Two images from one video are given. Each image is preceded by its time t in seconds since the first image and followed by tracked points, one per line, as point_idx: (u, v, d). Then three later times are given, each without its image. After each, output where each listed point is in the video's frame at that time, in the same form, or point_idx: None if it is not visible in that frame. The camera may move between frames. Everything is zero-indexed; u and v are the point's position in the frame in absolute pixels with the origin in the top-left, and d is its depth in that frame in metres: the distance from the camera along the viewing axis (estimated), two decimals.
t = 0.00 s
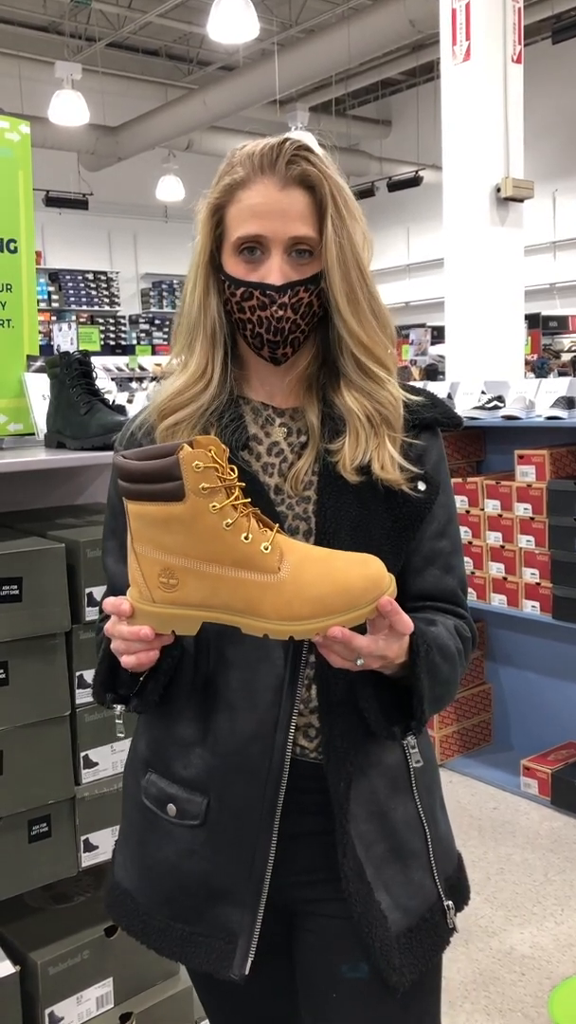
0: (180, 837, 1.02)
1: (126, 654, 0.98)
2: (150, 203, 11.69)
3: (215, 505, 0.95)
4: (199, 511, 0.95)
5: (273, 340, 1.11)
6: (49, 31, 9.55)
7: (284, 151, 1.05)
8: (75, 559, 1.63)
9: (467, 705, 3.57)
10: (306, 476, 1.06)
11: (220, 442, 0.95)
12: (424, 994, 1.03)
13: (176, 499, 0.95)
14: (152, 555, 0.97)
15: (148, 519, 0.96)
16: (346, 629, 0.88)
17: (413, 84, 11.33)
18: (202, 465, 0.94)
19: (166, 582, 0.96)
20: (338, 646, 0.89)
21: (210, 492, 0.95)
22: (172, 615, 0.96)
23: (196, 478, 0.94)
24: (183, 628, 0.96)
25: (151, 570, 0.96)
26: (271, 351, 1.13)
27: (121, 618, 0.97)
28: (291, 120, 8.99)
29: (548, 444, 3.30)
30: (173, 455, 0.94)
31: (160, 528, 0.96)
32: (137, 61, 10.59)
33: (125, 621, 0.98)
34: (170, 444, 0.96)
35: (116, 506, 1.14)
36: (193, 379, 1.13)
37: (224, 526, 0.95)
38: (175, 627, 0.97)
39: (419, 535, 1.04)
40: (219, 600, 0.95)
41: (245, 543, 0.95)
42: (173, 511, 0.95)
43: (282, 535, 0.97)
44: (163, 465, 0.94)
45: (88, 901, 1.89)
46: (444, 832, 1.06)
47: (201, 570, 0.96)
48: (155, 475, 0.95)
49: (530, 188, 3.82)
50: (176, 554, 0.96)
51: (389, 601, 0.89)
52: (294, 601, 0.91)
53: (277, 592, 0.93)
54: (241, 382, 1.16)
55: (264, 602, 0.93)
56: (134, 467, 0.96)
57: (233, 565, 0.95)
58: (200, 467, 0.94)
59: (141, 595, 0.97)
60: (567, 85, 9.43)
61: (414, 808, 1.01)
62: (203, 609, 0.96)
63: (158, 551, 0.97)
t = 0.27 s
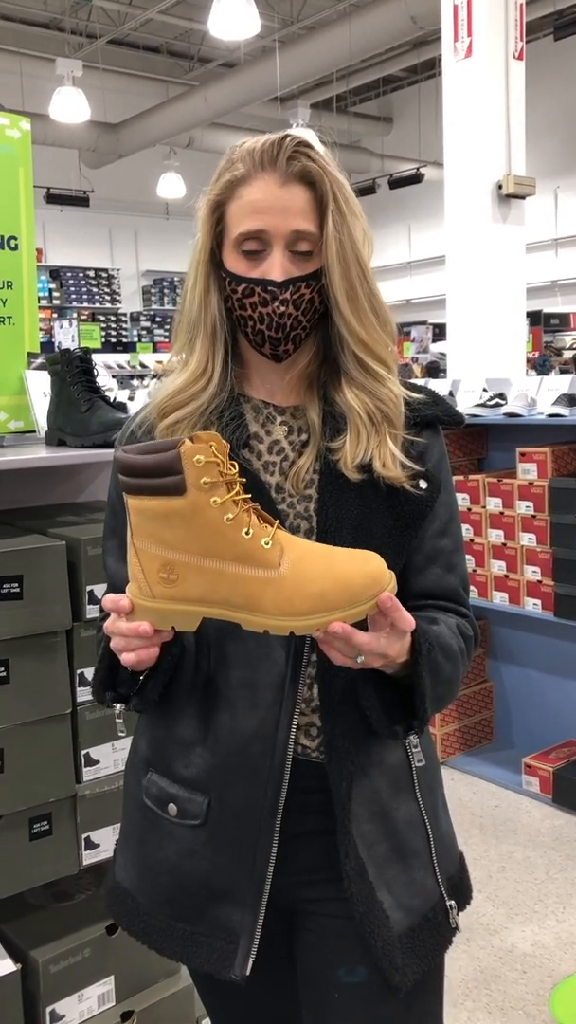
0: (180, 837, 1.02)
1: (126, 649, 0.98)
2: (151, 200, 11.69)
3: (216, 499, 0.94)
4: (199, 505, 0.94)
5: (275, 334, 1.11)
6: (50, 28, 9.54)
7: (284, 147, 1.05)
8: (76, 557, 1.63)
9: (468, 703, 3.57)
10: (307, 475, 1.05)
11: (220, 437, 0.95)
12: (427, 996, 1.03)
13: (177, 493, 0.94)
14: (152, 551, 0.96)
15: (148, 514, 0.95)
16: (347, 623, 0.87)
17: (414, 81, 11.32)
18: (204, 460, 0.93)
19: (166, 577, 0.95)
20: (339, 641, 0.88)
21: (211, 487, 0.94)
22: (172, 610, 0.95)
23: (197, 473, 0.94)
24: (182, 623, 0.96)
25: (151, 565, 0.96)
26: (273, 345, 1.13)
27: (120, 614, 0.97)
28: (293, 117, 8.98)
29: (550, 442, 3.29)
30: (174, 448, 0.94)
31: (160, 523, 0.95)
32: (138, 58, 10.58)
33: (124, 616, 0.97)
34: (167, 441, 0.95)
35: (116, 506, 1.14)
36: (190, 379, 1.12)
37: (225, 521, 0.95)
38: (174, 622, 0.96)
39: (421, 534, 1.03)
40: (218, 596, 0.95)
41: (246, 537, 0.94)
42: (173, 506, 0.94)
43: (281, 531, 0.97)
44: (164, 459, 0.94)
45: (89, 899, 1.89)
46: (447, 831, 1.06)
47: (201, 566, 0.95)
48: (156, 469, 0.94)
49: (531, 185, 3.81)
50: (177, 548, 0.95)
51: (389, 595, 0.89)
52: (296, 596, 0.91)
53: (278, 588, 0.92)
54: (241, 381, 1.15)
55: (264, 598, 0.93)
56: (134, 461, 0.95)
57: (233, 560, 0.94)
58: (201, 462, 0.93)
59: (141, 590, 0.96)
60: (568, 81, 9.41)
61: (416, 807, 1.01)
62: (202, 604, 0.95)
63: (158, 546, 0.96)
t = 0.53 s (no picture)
0: (182, 838, 1.01)
1: (128, 619, 0.93)
2: (152, 198, 11.68)
3: (224, 451, 0.97)
4: (208, 458, 0.97)
5: (281, 319, 1.10)
6: (52, 26, 9.54)
7: (288, 134, 1.05)
8: (77, 556, 1.62)
9: (470, 701, 3.57)
10: (308, 474, 1.05)
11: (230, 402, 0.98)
12: (430, 996, 1.02)
13: (188, 446, 0.97)
14: (159, 507, 0.98)
15: (158, 468, 0.98)
16: (349, 579, 0.85)
17: (416, 79, 11.31)
18: (215, 413, 0.96)
19: (172, 533, 0.96)
20: (340, 600, 0.87)
21: (220, 438, 0.97)
22: (176, 568, 0.95)
23: (207, 426, 0.97)
24: (184, 581, 0.96)
25: (157, 522, 0.97)
26: (280, 331, 1.11)
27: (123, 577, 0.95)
28: (294, 115, 8.98)
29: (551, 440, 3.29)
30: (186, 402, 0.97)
31: (168, 478, 0.98)
32: (139, 56, 10.57)
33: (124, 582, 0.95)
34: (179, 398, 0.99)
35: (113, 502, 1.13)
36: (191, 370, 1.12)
37: (233, 475, 0.97)
38: (176, 582, 0.96)
39: (422, 532, 1.02)
40: (224, 550, 0.96)
41: (252, 491, 0.97)
42: (182, 458, 0.97)
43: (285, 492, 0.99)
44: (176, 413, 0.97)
45: (91, 898, 1.89)
46: (449, 829, 1.06)
47: (207, 520, 0.97)
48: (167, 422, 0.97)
49: (533, 182, 3.81)
50: (185, 502, 0.98)
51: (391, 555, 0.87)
52: (300, 548, 0.93)
53: (283, 542, 0.94)
54: (240, 376, 1.15)
55: (269, 552, 0.94)
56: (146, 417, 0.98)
57: (239, 513, 0.97)
58: (212, 415, 0.96)
59: (145, 551, 0.97)
60: (569, 79, 9.41)
61: (419, 805, 1.00)
62: (206, 561, 0.96)
63: (166, 503, 0.98)
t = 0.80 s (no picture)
0: (181, 842, 1.01)
1: (126, 601, 0.94)
2: (152, 198, 11.68)
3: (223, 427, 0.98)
4: (206, 433, 0.98)
5: (275, 318, 1.10)
6: (52, 26, 9.53)
7: (286, 130, 1.05)
8: (78, 556, 1.62)
9: (471, 700, 3.57)
10: (307, 474, 1.07)
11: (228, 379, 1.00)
12: (431, 999, 1.02)
13: (186, 421, 0.98)
14: (156, 485, 0.98)
15: (155, 445, 0.98)
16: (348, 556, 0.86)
17: (416, 78, 11.30)
18: (213, 388, 0.98)
19: (170, 511, 0.97)
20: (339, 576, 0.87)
21: (218, 415, 0.98)
22: (175, 545, 0.95)
23: (205, 400, 0.98)
24: (183, 557, 0.96)
25: (154, 500, 0.97)
26: (274, 330, 1.11)
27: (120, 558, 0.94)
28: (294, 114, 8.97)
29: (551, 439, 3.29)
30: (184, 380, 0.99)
31: (165, 455, 0.98)
32: (139, 56, 10.57)
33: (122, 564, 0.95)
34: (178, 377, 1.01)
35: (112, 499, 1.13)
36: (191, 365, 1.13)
37: (231, 451, 0.98)
38: (174, 558, 0.96)
39: (422, 534, 1.02)
40: (222, 526, 0.97)
41: (251, 467, 0.98)
42: (181, 433, 0.98)
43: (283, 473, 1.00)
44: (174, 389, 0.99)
45: (91, 898, 1.89)
46: (451, 831, 1.05)
47: (206, 498, 0.98)
48: (165, 399, 0.98)
49: (533, 182, 3.80)
50: (183, 480, 0.98)
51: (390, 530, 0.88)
52: (299, 524, 0.94)
53: (282, 519, 0.95)
54: (239, 375, 1.15)
55: (268, 530, 0.95)
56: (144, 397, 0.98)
57: (237, 490, 0.98)
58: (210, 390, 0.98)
59: (142, 529, 0.96)
60: (568, 79, 9.41)
61: (420, 806, 1.00)
62: (204, 538, 0.97)
63: (162, 480, 0.98)
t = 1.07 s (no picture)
0: (174, 853, 1.01)
1: (116, 641, 0.96)
2: (152, 199, 11.68)
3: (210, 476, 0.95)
4: (193, 481, 0.96)
5: (274, 340, 1.11)
6: (52, 27, 9.54)
7: (283, 141, 1.04)
8: (77, 557, 1.62)
9: (471, 701, 3.57)
10: (306, 479, 1.06)
11: (216, 416, 0.96)
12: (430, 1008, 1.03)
13: (171, 470, 0.95)
14: (142, 530, 0.97)
15: (140, 491, 0.96)
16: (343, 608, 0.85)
17: (416, 79, 11.31)
18: (199, 436, 0.94)
19: (158, 560, 0.96)
20: (334, 626, 0.87)
21: (205, 463, 0.95)
22: (164, 593, 0.95)
23: (191, 449, 0.94)
24: (173, 607, 0.96)
25: (141, 546, 0.97)
26: (273, 349, 1.12)
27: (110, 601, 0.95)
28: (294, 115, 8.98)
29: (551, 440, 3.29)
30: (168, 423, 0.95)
31: (152, 502, 0.96)
32: (139, 57, 10.58)
33: (111, 603, 0.96)
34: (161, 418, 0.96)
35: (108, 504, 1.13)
36: (190, 378, 1.12)
37: (220, 499, 0.96)
38: (164, 605, 0.96)
39: (422, 541, 1.03)
40: (211, 576, 0.95)
41: (240, 518, 0.95)
42: (166, 481, 0.95)
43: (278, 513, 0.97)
44: (159, 436, 0.95)
45: (91, 900, 1.89)
46: (451, 844, 1.06)
47: (194, 547, 0.96)
48: (149, 445, 0.95)
49: (533, 183, 3.81)
50: (172, 530, 0.96)
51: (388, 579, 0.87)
52: (291, 576, 0.91)
53: (274, 569, 0.92)
54: (238, 383, 1.15)
55: (259, 580, 0.93)
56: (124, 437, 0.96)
57: (228, 540, 0.95)
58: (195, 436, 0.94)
59: (129, 575, 0.96)
60: (568, 79, 9.41)
61: (420, 819, 1.00)
62: (193, 587, 0.96)
63: (149, 526, 0.97)
